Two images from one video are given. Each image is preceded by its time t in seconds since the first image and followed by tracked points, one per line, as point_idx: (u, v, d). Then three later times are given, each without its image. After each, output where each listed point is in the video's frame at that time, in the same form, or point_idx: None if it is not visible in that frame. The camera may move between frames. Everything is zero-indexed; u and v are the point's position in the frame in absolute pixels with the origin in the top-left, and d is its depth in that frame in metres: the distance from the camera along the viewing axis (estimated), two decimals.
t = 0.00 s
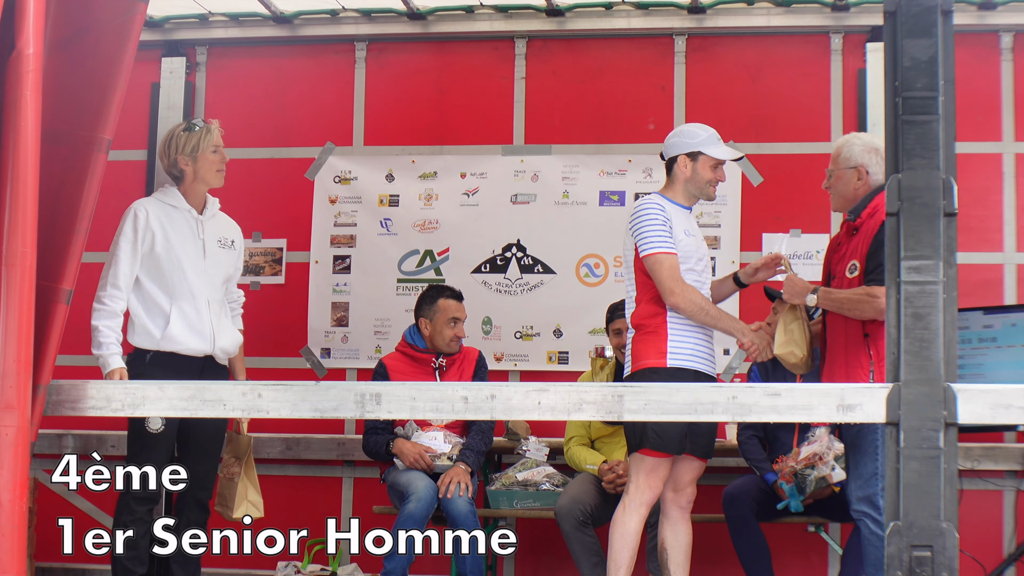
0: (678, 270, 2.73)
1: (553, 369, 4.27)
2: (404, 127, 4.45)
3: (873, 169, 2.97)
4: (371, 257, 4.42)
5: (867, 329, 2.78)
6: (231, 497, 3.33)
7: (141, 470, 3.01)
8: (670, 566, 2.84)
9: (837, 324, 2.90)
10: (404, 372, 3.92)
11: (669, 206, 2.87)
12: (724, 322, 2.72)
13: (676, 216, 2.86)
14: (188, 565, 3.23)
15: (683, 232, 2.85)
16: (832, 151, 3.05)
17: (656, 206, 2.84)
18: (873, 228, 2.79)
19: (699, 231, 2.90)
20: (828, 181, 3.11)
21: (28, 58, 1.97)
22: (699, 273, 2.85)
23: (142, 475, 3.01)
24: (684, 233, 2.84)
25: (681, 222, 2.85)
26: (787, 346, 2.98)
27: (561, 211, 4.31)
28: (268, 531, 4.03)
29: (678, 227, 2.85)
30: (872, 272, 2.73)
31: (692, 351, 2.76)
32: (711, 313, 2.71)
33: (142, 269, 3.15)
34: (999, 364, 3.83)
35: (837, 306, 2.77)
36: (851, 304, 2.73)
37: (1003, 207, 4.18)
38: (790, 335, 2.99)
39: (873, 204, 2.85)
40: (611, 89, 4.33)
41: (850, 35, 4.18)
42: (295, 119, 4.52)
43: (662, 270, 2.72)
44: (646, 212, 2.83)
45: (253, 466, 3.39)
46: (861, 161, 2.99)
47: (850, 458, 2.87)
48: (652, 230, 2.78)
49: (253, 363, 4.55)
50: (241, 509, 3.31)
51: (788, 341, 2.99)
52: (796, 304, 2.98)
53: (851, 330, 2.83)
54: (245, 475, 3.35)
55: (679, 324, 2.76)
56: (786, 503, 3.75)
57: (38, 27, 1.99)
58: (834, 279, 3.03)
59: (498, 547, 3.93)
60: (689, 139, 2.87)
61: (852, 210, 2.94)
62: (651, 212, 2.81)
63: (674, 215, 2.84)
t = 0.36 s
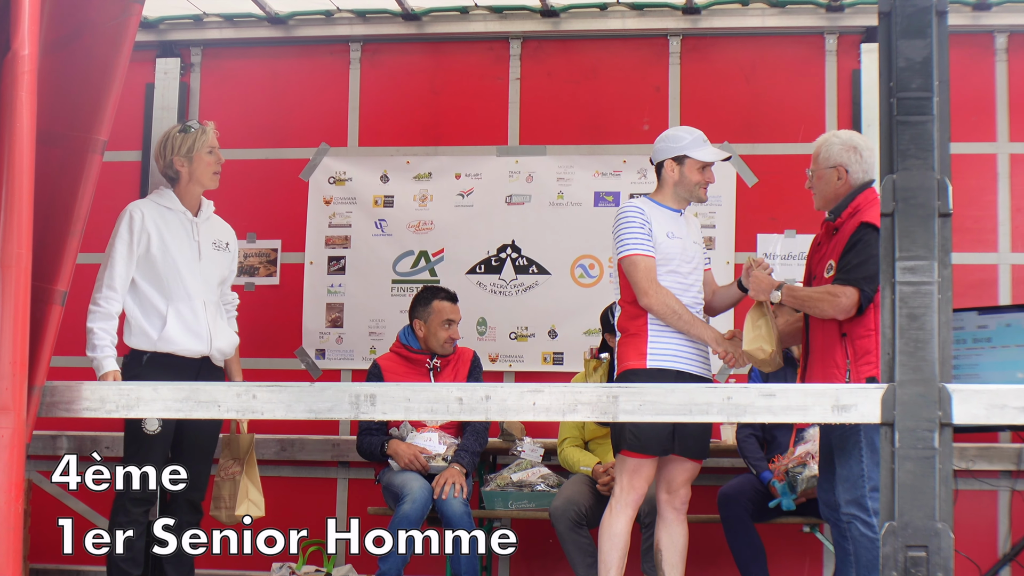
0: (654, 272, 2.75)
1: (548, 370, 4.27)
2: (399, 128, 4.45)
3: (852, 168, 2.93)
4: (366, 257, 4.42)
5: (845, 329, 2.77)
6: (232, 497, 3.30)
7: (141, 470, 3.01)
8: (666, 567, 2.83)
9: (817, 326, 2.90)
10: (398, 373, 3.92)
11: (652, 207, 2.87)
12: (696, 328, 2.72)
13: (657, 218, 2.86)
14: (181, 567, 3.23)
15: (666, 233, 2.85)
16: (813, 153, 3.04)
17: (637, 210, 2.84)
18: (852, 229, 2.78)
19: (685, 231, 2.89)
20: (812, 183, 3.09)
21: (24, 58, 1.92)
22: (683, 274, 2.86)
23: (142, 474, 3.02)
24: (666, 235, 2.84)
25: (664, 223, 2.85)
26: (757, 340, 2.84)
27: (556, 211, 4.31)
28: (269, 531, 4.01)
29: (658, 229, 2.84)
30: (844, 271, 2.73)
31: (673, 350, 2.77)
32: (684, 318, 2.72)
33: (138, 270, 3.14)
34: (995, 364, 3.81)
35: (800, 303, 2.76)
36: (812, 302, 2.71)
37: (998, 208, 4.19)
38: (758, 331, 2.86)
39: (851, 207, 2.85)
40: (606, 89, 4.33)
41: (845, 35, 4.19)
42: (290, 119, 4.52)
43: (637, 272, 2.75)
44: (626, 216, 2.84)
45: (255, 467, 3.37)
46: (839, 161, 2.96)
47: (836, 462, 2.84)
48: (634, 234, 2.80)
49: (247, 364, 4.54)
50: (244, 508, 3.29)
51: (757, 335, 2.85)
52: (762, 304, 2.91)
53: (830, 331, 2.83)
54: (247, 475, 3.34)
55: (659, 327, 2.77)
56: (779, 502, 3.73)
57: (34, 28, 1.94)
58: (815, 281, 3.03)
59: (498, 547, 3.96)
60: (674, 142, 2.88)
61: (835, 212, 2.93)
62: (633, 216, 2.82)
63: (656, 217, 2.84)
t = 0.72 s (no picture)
0: (633, 269, 2.80)
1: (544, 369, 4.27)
2: (396, 127, 4.45)
3: (848, 169, 2.93)
4: (362, 256, 4.42)
5: (830, 326, 2.79)
6: (218, 492, 3.27)
7: (141, 470, 3.02)
8: (660, 566, 2.83)
9: (804, 324, 2.92)
10: (394, 371, 3.92)
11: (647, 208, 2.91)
12: (672, 321, 2.75)
13: (648, 220, 2.88)
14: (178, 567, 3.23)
15: (657, 234, 2.88)
16: (808, 152, 3.03)
17: (626, 211, 2.88)
18: (841, 228, 2.81)
19: (678, 233, 2.90)
20: (805, 182, 3.08)
21: (20, 58, 1.90)
22: (676, 276, 2.87)
23: (142, 474, 3.02)
24: (656, 237, 2.87)
25: (654, 224, 2.88)
26: (735, 326, 2.76)
27: (553, 210, 4.31)
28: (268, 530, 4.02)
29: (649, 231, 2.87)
30: (825, 265, 2.75)
31: (656, 349, 2.79)
32: (658, 312, 2.75)
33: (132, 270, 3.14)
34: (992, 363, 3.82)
35: (774, 292, 2.79)
36: (786, 291, 2.75)
37: (994, 207, 4.19)
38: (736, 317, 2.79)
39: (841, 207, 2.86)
40: (602, 89, 4.33)
41: (841, 35, 4.19)
42: (287, 119, 4.52)
43: (615, 269, 2.81)
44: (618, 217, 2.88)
45: (246, 463, 3.34)
46: (836, 162, 2.96)
47: (826, 461, 2.85)
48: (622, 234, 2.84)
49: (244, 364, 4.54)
50: (229, 502, 3.24)
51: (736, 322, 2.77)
52: (737, 292, 2.85)
53: (815, 327, 2.85)
54: (236, 470, 3.31)
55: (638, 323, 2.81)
56: (779, 503, 3.73)
57: (30, 26, 1.93)
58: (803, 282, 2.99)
59: (498, 547, 3.94)
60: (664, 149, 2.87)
61: (825, 212, 2.95)
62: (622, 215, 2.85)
63: (646, 218, 2.88)
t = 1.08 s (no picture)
0: (622, 269, 2.81)
1: (544, 366, 4.27)
2: (396, 125, 4.45)
3: (842, 168, 2.95)
4: (363, 254, 4.42)
5: (825, 323, 2.80)
6: (215, 494, 3.28)
7: (141, 470, 3.00)
8: (660, 563, 2.84)
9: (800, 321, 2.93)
10: (395, 370, 3.92)
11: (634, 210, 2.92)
12: (666, 318, 2.77)
13: (637, 220, 2.89)
14: (180, 565, 3.23)
15: (645, 233, 2.88)
16: (803, 151, 3.05)
17: (613, 211, 2.89)
18: (832, 225, 2.82)
19: (666, 232, 2.89)
20: (799, 180, 3.10)
21: (20, 57, 1.90)
22: (664, 275, 2.87)
23: (142, 475, 3.01)
24: (643, 236, 2.87)
25: (642, 224, 2.88)
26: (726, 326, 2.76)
27: (553, 208, 4.31)
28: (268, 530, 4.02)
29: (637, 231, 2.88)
30: (815, 261, 2.76)
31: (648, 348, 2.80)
32: (652, 310, 2.77)
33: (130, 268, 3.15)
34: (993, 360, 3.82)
35: (763, 289, 2.80)
36: (776, 288, 2.77)
37: (994, 204, 4.19)
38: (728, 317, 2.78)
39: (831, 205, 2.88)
40: (602, 86, 4.33)
41: (841, 32, 4.20)
42: (287, 117, 4.52)
43: (606, 271, 2.83)
44: (606, 219, 2.90)
45: (241, 463, 3.35)
46: (830, 160, 2.97)
47: (826, 457, 2.85)
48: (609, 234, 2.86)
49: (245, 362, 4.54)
50: (226, 505, 3.26)
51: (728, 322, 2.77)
52: (725, 292, 2.87)
53: (810, 324, 2.85)
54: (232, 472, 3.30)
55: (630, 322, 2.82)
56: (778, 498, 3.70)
57: (29, 25, 1.92)
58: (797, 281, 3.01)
59: (498, 548, 3.92)
60: (654, 147, 2.90)
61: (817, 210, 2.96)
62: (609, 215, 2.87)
63: (634, 218, 2.88)
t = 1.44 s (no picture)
0: (570, 268, 2.81)
1: (547, 362, 4.28)
2: (398, 121, 4.45)
3: (848, 165, 2.96)
4: (365, 250, 4.42)
5: (822, 316, 2.82)
6: (225, 494, 3.28)
7: (141, 470, 3.01)
8: (662, 559, 2.81)
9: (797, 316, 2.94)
10: (399, 366, 3.93)
11: (610, 205, 2.90)
12: (599, 317, 2.74)
13: (612, 214, 2.88)
14: (184, 563, 3.23)
15: (626, 226, 2.87)
16: (808, 148, 3.06)
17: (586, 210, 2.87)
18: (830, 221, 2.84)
19: (647, 222, 2.89)
20: (802, 176, 3.11)
21: (21, 53, 1.88)
22: (652, 266, 2.86)
23: (142, 475, 3.01)
24: (623, 229, 2.86)
25: (621, 217, 2.88)
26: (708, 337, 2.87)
27: (555, 203, 4.31)
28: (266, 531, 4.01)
29: (614, 225, 2.87)
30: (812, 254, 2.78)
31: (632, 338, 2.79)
32: (587, 309, 2.75)
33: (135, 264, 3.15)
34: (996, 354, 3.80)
35: (755, 284, 2.82)
36: (769, 283, 2.78)
37: (997, 198, 4.19)
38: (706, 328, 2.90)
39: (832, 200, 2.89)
40: (604, 82, 4.33)
41: (843, 27, 4.20)
42: (289, 113, 4.52)
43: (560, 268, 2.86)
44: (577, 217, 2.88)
45: (248, 462, 3.34)
46: (836, 158, 2.98)
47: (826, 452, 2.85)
48: (583, 232, 2.85)
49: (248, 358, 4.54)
50: (237, 505, 3.27)
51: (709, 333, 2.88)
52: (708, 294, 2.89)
53: (808, 319, 2.87)
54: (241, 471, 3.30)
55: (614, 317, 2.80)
56: (779, 491, 3.73)
57: (31, 22, 1.90)
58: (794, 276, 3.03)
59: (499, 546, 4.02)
60: (625, 145, 2.87)
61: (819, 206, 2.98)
62: (581, 215, 2.86)
63: (611, 213, 2.87)
